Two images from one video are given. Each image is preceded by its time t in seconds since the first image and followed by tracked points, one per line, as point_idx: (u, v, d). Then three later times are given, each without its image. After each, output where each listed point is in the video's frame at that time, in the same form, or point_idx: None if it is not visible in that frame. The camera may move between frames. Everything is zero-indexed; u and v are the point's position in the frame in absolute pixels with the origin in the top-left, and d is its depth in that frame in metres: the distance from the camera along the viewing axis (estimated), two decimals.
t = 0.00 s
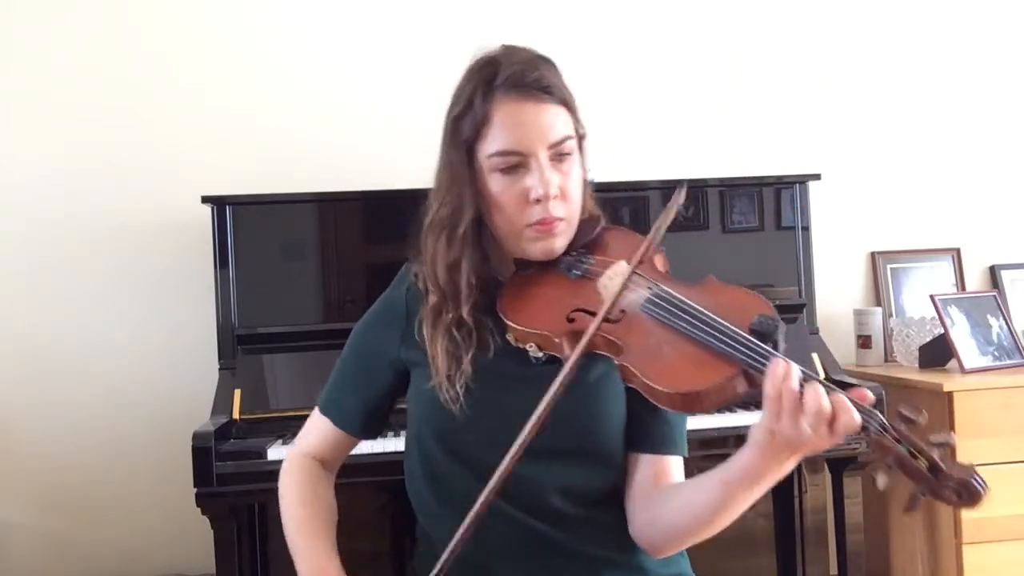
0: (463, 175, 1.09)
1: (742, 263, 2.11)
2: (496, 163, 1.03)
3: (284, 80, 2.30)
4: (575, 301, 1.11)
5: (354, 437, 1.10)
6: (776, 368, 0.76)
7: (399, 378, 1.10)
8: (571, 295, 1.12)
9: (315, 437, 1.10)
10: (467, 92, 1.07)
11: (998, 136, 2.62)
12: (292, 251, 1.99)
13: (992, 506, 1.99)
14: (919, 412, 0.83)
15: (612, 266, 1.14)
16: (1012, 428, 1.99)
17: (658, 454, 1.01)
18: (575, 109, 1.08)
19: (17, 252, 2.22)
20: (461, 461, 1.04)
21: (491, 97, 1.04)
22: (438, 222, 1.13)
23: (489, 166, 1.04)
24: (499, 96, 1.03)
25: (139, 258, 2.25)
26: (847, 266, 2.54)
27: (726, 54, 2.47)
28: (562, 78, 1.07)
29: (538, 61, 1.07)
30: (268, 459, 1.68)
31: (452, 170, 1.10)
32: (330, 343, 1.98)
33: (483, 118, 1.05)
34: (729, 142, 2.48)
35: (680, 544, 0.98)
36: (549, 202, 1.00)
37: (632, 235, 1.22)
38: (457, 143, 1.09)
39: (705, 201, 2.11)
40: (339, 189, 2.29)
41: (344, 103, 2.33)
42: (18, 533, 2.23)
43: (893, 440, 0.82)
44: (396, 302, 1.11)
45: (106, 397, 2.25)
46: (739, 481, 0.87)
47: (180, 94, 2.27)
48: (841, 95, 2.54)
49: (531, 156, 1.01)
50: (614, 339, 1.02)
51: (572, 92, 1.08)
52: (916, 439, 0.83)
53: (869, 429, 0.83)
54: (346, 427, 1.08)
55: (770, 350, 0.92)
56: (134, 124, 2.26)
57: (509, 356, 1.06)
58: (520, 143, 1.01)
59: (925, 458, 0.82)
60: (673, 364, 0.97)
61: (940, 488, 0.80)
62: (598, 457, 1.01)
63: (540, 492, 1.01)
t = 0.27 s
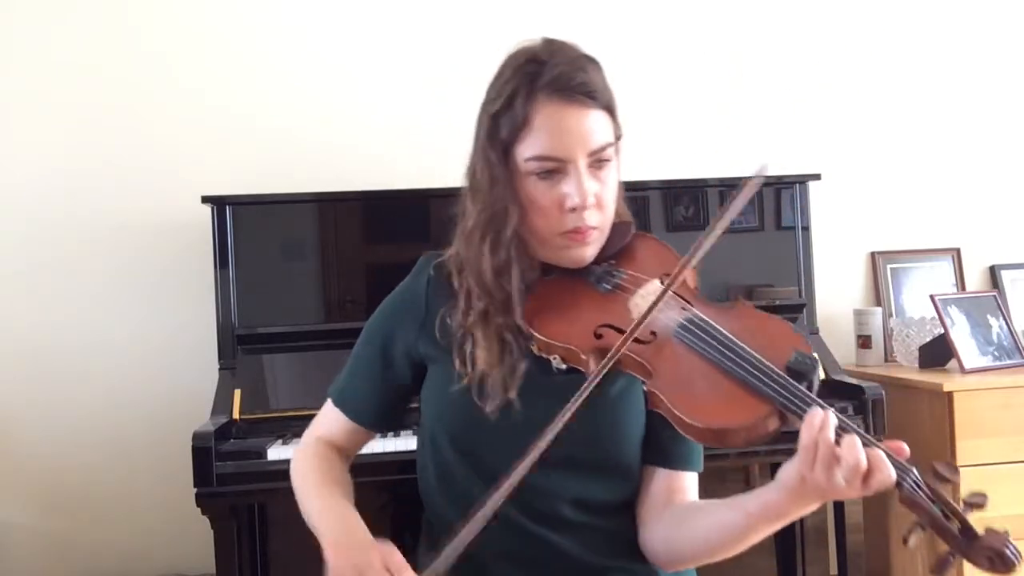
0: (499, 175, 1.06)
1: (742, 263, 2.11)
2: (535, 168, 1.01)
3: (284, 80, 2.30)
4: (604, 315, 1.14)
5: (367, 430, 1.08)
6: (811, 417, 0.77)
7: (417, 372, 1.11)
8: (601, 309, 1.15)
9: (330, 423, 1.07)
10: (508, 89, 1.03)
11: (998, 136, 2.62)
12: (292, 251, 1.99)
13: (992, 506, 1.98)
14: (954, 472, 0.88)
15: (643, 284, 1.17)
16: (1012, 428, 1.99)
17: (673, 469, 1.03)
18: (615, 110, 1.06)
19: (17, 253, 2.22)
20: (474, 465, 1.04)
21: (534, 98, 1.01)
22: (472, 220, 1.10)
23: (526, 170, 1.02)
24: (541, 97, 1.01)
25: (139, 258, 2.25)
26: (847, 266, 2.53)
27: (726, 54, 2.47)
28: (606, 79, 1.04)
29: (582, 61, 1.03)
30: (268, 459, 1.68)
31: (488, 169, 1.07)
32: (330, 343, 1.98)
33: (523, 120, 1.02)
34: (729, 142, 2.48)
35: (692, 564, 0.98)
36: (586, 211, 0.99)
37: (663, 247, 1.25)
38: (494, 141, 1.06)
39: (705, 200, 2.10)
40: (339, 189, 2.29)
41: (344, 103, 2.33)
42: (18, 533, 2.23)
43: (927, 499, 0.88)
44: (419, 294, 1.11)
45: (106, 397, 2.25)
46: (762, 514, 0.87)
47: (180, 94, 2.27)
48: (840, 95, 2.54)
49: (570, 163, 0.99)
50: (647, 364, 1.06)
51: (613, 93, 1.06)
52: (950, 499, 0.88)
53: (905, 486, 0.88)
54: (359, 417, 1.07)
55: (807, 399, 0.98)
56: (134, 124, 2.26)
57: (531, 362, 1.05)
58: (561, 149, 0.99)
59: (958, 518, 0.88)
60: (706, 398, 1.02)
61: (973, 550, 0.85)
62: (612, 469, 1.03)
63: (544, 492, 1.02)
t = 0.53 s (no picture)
0: (532, 177, 1.04)
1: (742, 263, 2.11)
2: (569, 171, 0.99)
3: (284, 80, 2.30)
4: (627, 327, 1.11)
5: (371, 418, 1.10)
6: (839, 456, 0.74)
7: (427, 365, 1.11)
8: (624, 319, 1.12)
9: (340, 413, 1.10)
10: (546, 89, 1.01)
11: (997, 136, 2.62)
12: (292, 251, 1.99)
13: (991, 506, 1.99)
14: (978, 519, 0.93)
15: (670, 299, 1.15)
16: (1012, 428, 1.99)
17: (685, 483, 1.04)
18: (653, 115, 1.04)
19: (17, 253, 2.22)
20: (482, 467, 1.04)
21: (573, 101, 0.99)
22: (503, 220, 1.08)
23: (561, 174, 1.00)
24: (580, 100, 0.99)
25: (139, 258, 2.25)
26: (847, 266, 2.54)
27: (726, 54, 2.47)
28: (646, 83, 1.02)
29: (624, 66, 1.01)
30: (268, 459, 1.68)
31: (520, 170, 1.05)
32: (331, 343, 1.98)
33: (561, 124, 0.99)
34: (729, 142, 2.48)
35: None
36: (618, 220, 0.98)
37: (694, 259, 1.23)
38: (528, 142, 1.04)
39: (706, 200, 2.10)
40: (339, 189, 2.29)
41: (344, 103, 2.33)
42: (18, 532, 2.23)
43: (948, 546, 0.89)
44: (433, 289, 1.10)
45: (106, 396, 2.25)
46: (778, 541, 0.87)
47: (180, 94, 2.27)
48: (840, 95, 2.54)
49: (607, 171, 0.97)
50: (667, 382, 1.03)
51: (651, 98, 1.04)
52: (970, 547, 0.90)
53: (927, 531, 0.89)
54: (362, 405, 1.09)
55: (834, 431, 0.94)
56: (134, 124, 2.26)
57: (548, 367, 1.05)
58: (598, 156, 0.97)
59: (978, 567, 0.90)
60: (729, 422, 0.98)
61: None
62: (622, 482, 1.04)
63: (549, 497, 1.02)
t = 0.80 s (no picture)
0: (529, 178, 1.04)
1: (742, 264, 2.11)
2: (567, 171, 0.99)
3: (284, 80, 2.30)
4: (629, 326, 1.13)
5: (378, 424, 1.10)
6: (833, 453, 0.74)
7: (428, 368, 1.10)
8: (624, 318, 1.14)
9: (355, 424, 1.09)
10: (545, 89, 1.00)
11: (997, 136, 2.62)
12: (291, 251, 1.99)
13: (991, 506, 1.99)
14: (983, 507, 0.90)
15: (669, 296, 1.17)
16: (1012, 428, 1.99)
17: (687, 480, 1.04)
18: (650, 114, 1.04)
19: (17, 253, 2.22)
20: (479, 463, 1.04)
21: (570, 100, 0.98)
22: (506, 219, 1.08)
23: (559, 173, 1.00)
24: (578, 100, 0.98)
25: (139, 258, 2.25)
26: (847, 266, 2.54)
27: (726, 54, 2.47)
28: (643, 83, 1.02)
29: (620, 64, 1.01)
30: (268, 459, 1.68)
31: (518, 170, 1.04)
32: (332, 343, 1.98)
33: (558, 122, 0.99)
34: (729, 142, 2.48)
35: None
36: (617, 219, 0.98)
37: (689, 257, 1.25)
38: (525, 142, 1.03)
39: (705, 200, 2.10)
40: (339, 189, 2.29)
41: (344, 103, 2.33)
42: (19, 533, 2.23)
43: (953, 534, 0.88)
44: (432, 292, 1.09)
45: (107, 397, 2.25)
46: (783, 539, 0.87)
47: (180, 94, 2.27)
48: (840, 95, 2.54)
49: (605, 169, 0.97)
50: (669, 381, 1.05)
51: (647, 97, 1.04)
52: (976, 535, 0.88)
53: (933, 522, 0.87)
54: (371, 412, 1.08)
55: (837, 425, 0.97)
56: (134, 124, 2.26)
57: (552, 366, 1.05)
58: (595, 154, 0.97)
59: (984, 556, 0.88)
60: (731, 418, 1.00)
61: None
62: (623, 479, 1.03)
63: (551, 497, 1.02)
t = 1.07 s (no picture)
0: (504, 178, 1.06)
1: (742, 264, 2.11)
2: (540, 168, 1.01)
3: (285, 80, 2.30)
4: (611, 315, 1.11)
5: (374, 433, 1.10)
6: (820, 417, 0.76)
7: (417, 373, 1.10)
8: (606, 307, 1.13)
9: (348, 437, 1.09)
10: (513, 90, 1.03)
11: (998, 136, 2.62)
12: (291, 251, 1.99)
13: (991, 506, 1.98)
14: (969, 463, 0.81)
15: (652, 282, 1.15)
16: (1012, 428, 1.99)
17: (678, 467, 1.04)
18: (618, 111, 1.06)
19: (17, 252, 2.22)
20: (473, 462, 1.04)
21: (538, 99, 1.00)
22: (479, 220, 1.09)
23: (531, 171, 1.02)
24: (546, 98, 1.00)
25: (139, 258, 2.25)
26: (847, 266, 2.54)
27: (726, 54, 2.47)
28: (610, 80, 1.04)
29: (586, 62, 1.03)
30: (268, 459, 1.68)
31: (492, 172, 1.06)
32: (332, 343, 1.99)
33: (528, 122, 1.01)
34: (729, 142, 2.48)
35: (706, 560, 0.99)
36: (592, 212, 0.99)
37: (670, 246, 1.23)
38: (498, 143, 1.05)
39: (705, 200, 2.11)
40: (339, 189, 2.29)
41: (344, 103, 2.33)
42: (19, 533, 2.23)
43: (941, 491, 0.80)
44: (417, 297, 1.10)
45: (107, 397, 2.25)
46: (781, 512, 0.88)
47: (180, 93, 2.27)
48: (840, 95, 2.54)
49: (575, 164, 0.99)
50: (655, 363, 1.03)
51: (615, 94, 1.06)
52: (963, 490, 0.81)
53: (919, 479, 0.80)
54: (362, 420, 1.08)
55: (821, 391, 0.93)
56: (134, 124, 2.26)
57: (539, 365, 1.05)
58: (565, 150, 0.99)
59: (972, 511, 0.80)
60: (717, 395, 0.98)
61: (990, 540, 0.79)
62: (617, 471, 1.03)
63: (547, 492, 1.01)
